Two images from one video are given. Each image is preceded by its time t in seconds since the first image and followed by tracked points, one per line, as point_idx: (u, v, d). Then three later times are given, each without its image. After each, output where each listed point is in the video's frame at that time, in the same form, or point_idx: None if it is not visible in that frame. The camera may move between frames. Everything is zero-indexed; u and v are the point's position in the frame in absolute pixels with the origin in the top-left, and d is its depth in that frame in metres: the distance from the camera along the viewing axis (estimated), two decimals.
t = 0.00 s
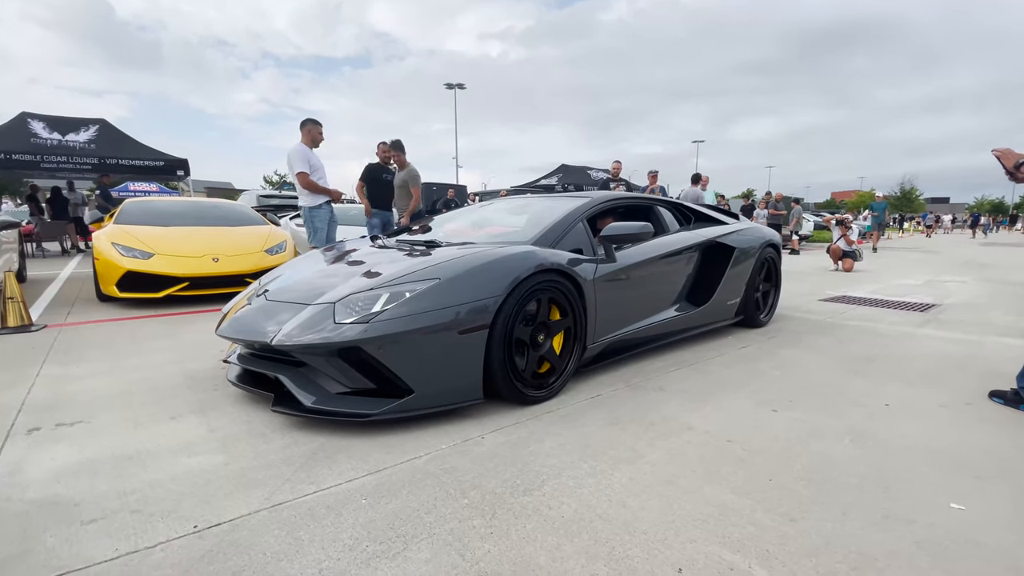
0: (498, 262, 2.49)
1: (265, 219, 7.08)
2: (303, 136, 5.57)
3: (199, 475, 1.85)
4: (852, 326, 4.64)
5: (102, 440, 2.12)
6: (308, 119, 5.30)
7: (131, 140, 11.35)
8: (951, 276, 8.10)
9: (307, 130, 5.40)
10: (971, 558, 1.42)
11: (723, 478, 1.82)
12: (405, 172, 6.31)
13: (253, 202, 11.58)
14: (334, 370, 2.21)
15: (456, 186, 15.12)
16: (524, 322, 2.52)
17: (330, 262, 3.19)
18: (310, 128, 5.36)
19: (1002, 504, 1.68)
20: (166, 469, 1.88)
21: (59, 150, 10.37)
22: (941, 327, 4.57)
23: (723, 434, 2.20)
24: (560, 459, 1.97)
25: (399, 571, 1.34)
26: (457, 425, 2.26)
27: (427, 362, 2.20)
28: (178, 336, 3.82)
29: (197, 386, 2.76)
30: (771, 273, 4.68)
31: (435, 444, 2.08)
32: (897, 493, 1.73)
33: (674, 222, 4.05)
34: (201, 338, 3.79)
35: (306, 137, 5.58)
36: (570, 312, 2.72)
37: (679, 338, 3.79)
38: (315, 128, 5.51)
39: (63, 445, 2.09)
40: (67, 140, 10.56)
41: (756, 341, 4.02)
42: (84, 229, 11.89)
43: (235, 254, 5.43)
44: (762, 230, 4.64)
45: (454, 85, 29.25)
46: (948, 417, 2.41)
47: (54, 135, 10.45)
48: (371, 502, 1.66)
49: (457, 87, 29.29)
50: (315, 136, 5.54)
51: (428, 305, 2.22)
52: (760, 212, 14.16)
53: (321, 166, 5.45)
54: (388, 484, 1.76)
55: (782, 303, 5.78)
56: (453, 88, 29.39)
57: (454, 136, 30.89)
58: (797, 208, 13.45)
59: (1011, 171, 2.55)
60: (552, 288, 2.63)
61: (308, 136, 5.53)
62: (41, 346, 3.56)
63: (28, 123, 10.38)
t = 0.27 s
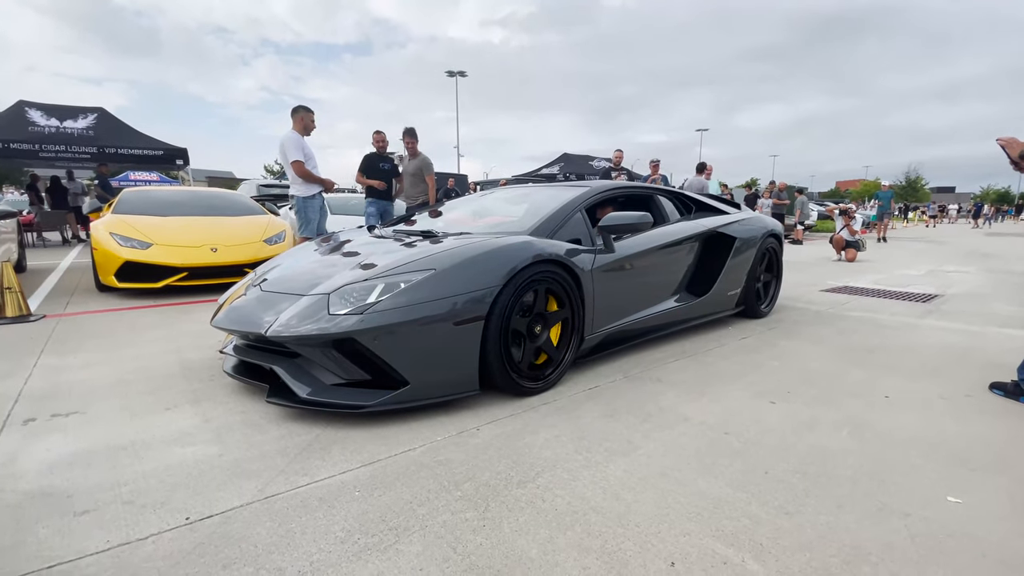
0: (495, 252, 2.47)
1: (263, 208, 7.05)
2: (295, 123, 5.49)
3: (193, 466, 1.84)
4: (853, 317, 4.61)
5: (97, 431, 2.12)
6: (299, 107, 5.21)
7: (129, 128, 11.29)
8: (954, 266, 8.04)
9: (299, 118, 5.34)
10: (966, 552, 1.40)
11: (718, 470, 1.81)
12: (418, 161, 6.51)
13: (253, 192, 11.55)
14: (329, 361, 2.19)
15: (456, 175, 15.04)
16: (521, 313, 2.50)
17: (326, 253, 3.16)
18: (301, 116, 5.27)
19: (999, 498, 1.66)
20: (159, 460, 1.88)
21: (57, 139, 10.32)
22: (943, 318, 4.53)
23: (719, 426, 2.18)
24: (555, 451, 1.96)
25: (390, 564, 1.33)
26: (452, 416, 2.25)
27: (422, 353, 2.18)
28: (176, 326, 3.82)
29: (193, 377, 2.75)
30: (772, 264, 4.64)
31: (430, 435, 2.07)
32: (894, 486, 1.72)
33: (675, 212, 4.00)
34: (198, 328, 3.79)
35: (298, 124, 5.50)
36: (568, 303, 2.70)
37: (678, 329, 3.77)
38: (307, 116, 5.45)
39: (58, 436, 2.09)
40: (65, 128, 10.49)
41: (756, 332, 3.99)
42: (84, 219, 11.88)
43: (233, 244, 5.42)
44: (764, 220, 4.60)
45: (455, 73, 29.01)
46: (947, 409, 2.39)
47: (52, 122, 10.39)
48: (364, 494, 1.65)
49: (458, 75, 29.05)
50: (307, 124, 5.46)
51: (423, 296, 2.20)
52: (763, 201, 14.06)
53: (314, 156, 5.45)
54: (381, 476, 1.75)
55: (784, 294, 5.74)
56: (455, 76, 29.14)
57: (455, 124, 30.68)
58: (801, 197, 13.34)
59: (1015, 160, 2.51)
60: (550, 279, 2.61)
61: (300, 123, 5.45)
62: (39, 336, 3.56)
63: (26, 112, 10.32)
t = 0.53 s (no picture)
0: (490, 247, 2.39)
1: (262, 195, 6.97)
2: (287, 108, 5.39)
3: (179, 469, 1.81)
4: (859, 308, 4.52)
5: (85, 431, 2.08)
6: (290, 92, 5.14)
7: (128, 113, 11.16)
8: (964, 254, 7.88)
9: (291, 104, 5.24)
10: (974, 568, 1.35)
11: (717, 477, 1.75)
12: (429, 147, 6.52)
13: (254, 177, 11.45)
14: (319, 360, 2.14)
15: (459, 160, 14.86)
16: (517, 309, 2.43)
17: (320, 245, 3.09)
18: (292, 102, 5.14)
19: (1009, 507, 1.60)
20: (146, 463, 1.84)
21: (56, 124, 10.23)
22: (952, 309, 4.43)
23: (719, 427, 2.12)
24: (550, 454, 1.91)
25: None
26: (446, 416, 2.20)
27: (415, 353, 2.12)
28: (171, 318, 3.78)
29: (185, 372, 2.72)
30: (777, 253, 4.53)
31: (422, 436, 2.02)
32: (899, 494, 1.66)
33: (678, 201, 3.89)
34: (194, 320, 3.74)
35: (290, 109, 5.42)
36: (566, 298, 2.63)
37: (681, 322, 3.69)
38: (300, 101, 5.35)
39: (45, 435, 2.06)
40: (63, 112, 10.39)
41: (760, 324, 3.91)
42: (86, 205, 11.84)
43: (230, 233, 5.37)
44: (770, 209, 4.48)
45: (458, 54, 28.52)
46: (956, 409, 2.32)
47: (49, 106, 10.28)
48: (351, 501, 1.61)
49: (461, 56, 28.56)
50: (299, 109, 5.38)
51: (416, 294, 2.13)
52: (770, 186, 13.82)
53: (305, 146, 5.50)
54: (370, 482, 1.71)
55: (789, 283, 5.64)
56: (458, 57, 28.66)
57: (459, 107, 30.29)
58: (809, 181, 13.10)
59: None
60: (547, 273, 2.53)
61: (292, 109, 5.37)
62: (34, 328, 3.53)
63: (23, 96, 10.21)
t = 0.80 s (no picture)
0: (482, 247, 2.30)
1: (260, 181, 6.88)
2: (279, 93, 5.28)
3: (162, 481, 1.78)
4: (867, 299, 4.41)
5: (71, 438, 2.06)
6: (280, 77, 5.04)
7: (127, 95, 11.02)
8: (979, 238, 7.68)
9: (282, 89, 5.13)
10: None
11: (711, 492, 1.70)
12: (441, 132, 6.48)
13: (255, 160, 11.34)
14: (306, 366, 2.09)
15: (463, 140, 14.63)
16: (512, 311, 2.35)
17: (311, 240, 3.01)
18: (284, 87, 5.03)
19: (1017, 530, 1.53)
20: (129, 474, 1.82)
21: (56, 107, 10.12)
22: (964, 300, 4.30)
23: (716, 435, 2.06)
24: (541, 465, 1.86)
25: None
26: (437, 421, 2.15)
27: (403, 359, 2.06)
28: (167, 311, 3.75)
29: (176, 372, 2.68)
30: (785, 243, 4.41)
31: (411, 445, 1.98)
32: (901, 514, 1.59)
33: (683, 190, 3.76)
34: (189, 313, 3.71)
35: (282, 94, 5.31)
36: (562, 298, 2.55)
37: (683, 316, 3.60)
38: (292, 86, 5.23)
39: (31, 442, 2.03)
40: (63, 96, 10.27)
41: (764, 318, 3.82)
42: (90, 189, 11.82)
43: (227, 221, 5.31)
44: (778, 197, 4.34)
45: (462, 29, 27.86)
46: (965, 415, 2.24)
47: (49, 90, 10.17)
48: (334, 518, 1.58)
49: (465, 31, 27.91)
50: (291, 94, 5.26)
51: (403, 298, 2.06)
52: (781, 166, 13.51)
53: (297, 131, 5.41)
54: (354, 497, 1.67)
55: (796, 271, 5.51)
56: (462, 32, 28.00)
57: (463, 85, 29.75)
58: (820, 162, 12.78)
59: None
60: (542, 273, 2.44)
61: (284, 94, 5.26)
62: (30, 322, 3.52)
63: (23, 79, 10.10)
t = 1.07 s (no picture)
0: (478, 246, 2.24)
1: (263, 167, 6.83)
2: (277, 78, 5.20)
3: (156, 488, 1.78)
4: (879, 290, 4.29)
5: (69, 440, 2.06)
6: (279, 62, 4.96)
7: (131, 78, 10.91)
8: (999, 222, 7.44)
9: (280, 74, 5.05)
10: None
11: (708, 505, 1.66)
12: (452, 116, 6.28)
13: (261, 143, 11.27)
14: (298, 369, 2.07)
15: (469, 120, 14.40)
16: (509, 312, 2.30)
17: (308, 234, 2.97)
18: (282, 72, 4.93)
19: None
20: (124, 480, 1.82)
21: (61, 92, 10.06)
22: (979, 291, 4.18)
23: (716, 441, 2.02)
24: (535, 473, 1.83)
25: None
26: (432, 425, 2.12)
27: (396, 364, 2.03)
28: (169, 304, 3.75)
29: (175, 370, 2.68)
30: (795, 232, 4.29)
31: (405, 450, 1.96)
32: (903, 531, 1.55)
33: (689, 179, 3.65)
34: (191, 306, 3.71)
35: (280, 80, 5.25)
36: (561, 297, 2.49)
37: (688, 309, 3.53)
38: (289, 70, 5.14)
39: (30, 444, 2.05)
40: (68, 80, 10.21)
41: (771, 311, 3.74)
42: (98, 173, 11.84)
43: (230, 209, 5.28)
44: (789, 184, 4.21)
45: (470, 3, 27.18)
46: (975, 421, 2.17)
47: (54, 74, 10.11)
48: (324, 530, 1.57)
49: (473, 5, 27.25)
50: (289, 79, 5.18)
51: (395, 302, 2.02)
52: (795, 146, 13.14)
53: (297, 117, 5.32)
54: (345, 507, 1.67)
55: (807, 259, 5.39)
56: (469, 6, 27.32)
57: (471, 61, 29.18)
58: (836, 141, 12.42)
59: None
60: (541, 272, 2.39)
61: (282, 79, 5.18)
62: (34, 315, 3.53)
63: (28, 64, 10.05)
